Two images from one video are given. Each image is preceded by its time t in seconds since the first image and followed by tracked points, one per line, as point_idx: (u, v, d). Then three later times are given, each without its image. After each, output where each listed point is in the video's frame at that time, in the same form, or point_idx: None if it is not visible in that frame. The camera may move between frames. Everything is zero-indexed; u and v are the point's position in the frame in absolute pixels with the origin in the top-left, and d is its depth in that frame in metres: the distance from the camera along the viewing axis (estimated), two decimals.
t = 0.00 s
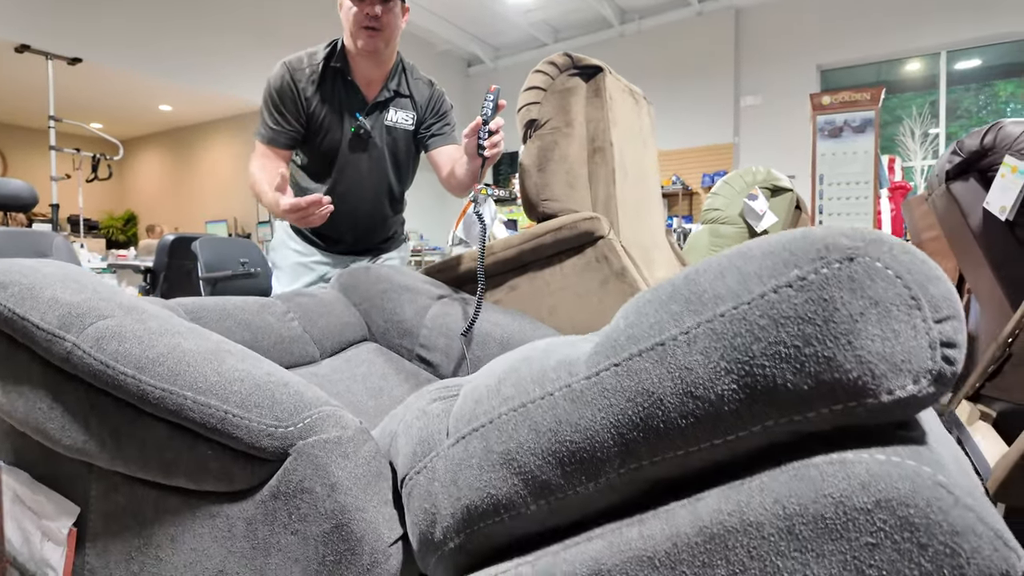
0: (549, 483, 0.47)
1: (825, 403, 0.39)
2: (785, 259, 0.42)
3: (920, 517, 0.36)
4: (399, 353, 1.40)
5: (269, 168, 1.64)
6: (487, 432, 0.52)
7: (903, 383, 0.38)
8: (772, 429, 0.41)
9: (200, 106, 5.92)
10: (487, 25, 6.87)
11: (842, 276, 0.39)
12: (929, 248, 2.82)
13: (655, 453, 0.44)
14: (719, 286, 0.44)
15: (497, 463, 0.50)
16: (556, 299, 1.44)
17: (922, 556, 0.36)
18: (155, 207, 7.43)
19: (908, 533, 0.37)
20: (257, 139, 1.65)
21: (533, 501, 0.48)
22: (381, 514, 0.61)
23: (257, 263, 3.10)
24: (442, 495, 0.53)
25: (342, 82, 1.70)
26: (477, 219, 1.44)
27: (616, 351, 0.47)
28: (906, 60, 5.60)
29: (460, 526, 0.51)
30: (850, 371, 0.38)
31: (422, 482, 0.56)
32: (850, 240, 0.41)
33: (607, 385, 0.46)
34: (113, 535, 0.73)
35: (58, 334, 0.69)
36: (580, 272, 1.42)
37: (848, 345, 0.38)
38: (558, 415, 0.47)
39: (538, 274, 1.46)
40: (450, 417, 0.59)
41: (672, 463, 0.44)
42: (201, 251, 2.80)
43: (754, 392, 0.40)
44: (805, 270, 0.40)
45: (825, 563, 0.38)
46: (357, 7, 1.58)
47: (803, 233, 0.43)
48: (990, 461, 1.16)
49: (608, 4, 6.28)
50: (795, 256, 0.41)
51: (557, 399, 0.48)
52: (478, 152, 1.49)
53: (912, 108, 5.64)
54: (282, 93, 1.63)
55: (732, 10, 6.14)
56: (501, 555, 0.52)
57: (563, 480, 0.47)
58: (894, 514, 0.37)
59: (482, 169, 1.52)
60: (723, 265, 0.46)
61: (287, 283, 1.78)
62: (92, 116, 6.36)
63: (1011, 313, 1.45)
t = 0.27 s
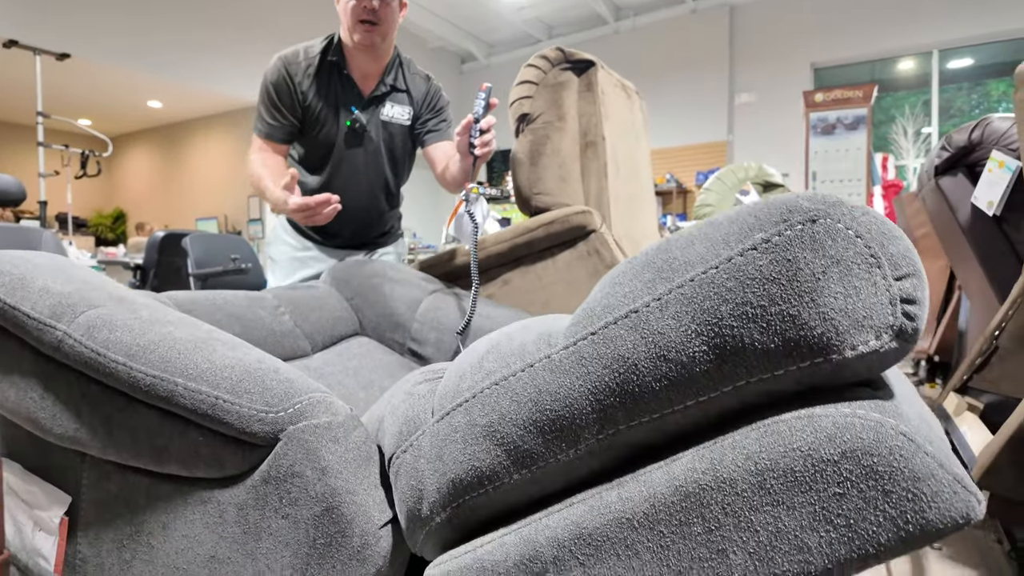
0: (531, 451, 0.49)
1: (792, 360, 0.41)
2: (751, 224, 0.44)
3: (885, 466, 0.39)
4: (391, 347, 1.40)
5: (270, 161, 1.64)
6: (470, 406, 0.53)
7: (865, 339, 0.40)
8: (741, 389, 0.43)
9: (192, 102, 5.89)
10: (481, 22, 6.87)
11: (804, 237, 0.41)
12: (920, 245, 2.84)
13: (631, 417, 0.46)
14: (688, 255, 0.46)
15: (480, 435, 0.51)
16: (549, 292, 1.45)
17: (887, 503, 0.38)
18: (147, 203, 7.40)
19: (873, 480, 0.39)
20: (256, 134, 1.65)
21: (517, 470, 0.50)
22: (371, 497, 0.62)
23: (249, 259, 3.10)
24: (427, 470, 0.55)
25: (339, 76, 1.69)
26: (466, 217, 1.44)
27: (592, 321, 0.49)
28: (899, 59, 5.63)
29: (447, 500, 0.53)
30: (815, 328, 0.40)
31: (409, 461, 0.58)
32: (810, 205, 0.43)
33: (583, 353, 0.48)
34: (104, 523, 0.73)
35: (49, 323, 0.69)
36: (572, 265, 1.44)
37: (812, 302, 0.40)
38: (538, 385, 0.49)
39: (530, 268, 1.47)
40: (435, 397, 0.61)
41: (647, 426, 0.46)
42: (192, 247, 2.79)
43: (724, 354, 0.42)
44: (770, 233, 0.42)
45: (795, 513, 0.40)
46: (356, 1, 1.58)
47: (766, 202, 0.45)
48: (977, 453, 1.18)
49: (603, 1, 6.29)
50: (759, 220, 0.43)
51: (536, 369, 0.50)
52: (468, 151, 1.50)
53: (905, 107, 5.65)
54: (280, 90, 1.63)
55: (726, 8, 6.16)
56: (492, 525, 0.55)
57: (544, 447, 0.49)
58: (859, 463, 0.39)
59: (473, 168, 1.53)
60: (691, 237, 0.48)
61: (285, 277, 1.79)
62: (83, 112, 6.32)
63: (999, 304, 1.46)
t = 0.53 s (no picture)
0: (514, 421, 0.51)
1: (761, 321, 0.42)
2: (720, 190, 0.44)
3: (853, 419, 0.40)
4: (384, 341, 1.40)
5: (273, 155, 1.62)
6: (454, 381, 0.55)
7: (833, 297, 0.40)
8: (713, 352, 0.44)
9: (186, 100, 5.87)
10: (477, 20, 6.87)
11: (770, 199, 0.41)
12: (913, 242, 2.87)
13: (608, 384, 0.47)
14: (662, 224, 0.47)
15: (464, 409, 0.53)
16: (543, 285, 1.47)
17: (855, 455, 0.40)
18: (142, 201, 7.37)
19: (841, 434, 0.40)
20: (256, 127, 1.64)
21: (501, 441, 0.52)
22: (361, 480, 0.63)
23: (244, 255, 3.09)
24: (415, 447, 0.57)
25: (339, 70, 1.69)
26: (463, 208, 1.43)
27: (569, 293, 0.50)
28: (893, 58, 5.66)
29: (434, 475, 0.55)
30: (781, 288, 0.41)
31: (395, 440, 0.60)
32: (777, 167, 0.43)
33: (560, 324, 0.49)
34: (97, 510, 0.74)
35: (41, 311, 0.69)
36: (565, 258, 1.47)
37: (779, 263, 0.41)
38: (518, 357, 0.51)
39: (524, 262, 1.48)
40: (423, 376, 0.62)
41: (624, 392, 0.47)
42: (186, 243, 2.79)
43: (695, 318, 0.43)
44: (737, 197, 0.43)
45: (768, 470, 0.41)
46: None
47: (735, 167, 0.46)
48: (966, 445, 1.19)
49: None
50: (728, 186, 0.44)
51: (517, 342, 0.52)
52: (467, 143, 1.50)
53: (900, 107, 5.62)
54: (280, 83, 1.63)
55: (721, 7, 6.17)
56: (482, 496, 0.57)
57: (525, 417, 0.51)
58: (828, 418, 0.40)
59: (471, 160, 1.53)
60: (664, 207, 0.49)
61: (284, 270, 1.81)
62: (77, 109, 6.29)
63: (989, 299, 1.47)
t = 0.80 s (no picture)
0: (504, 409, 0.51)
1: (746, 302, 0.42)
2: (702, 173, 0.45)
3: (839, 396, 0.41)
4: (382, 340, 1.40)
5: (272, 155, 1.61)
6: (444, 372, 0.55)
7: (816, 277, 0.41)
8: (700, 334, 0.45)
9: (183, 98, 5.85)
10: (475, 19, 6.87)
11: (753, 180, 0.42)
12: (910, 241, 2.88)
13: (598, 368, 0.47)
14: (646, 210, 0.47)
15: (454, 399, 0.53)
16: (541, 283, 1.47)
17: (842, 431, 0.40)
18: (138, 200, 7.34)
19: (828, 411, 0.41)
20: (256, 126, 1.64)
21: (491, 431, 0.52)
22: (357, 479, 0.63)
23: (241, 254, 3.08)
24: (407, 439, 0.57)
25: (339, 69, 1.68)
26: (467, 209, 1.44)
27: (556, 280, 0.50)
28: (891, 58, 5.68)
29: (426, 467, 0.55)
30: (765, 268, 0.41)
31: (389, 433, 0.60)
32: (759, 149, 0.43)
33: (548, 310, 0.49)
34: (92, 510, 0.73)
35: (35, 311, 0.69)
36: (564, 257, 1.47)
37: (763, 244, 0.41)
38: (507, 345, 0.51)
39: (522, 260, 1.48)
40: (415, 368, 0.62)
41: (614, 377, 0.47)
42: (183, 241, 2.78)
43: (683, 301, 0.43)
44: (721, 178, 0.43)
45: (756, 449, 0.42)
46: None
47: (715, 149, 0.46)
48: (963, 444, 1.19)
49: None
50: (709, 168, 0.44)
51: (506, 330, 0.52)
52: (469, 144, 1.50)
53: (897, 107, 5.74)
54: (280, 80, 1.62)
55: (720, 7, 6.18)
56: (474, 487, 0.57)
57: (516, 405, 0.50)
58: (814, 395, 0.41)
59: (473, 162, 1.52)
60: (646, 193, 0.49)
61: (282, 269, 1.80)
62: (73, 107, 6.27)
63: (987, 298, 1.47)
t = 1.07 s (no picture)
0: (499, 402, 0.51)
1: (738, 287, 0.42)
2: (690, 160, 0.45)
3: (833, 378, 0.40)
4: (381, 341, 1.39)
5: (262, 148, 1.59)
6: (438, 367, 0.55)
7: (808, 260, 0.41)
8: (692, 321, 0.45)
9: (183, 97, 5.84)
10: (475, 18, 6.86)
11: (742, 164, 0.42)
12: (911, 241, 2.87)
13: (591, 359, 0.48)
14: (637, 198, 0.47)
15: (449, 394, 0.54)
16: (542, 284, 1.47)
17: (837, 415, 0.40)
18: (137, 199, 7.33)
19: (822, 395, 0.41)
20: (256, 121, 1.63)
21: (485, 424, 0.53)
22: (355, 481, 0.63)
23: (240, 253, 3.07)
24: (403, 436, 0.57)
25: (337, 66, 1.68)
26: (467, 212, 1.44)
27: (549, 271, 0.51)
28: (892, 57, 5.67)
29: (421, 464, 0.56)
30: (755, 252, 0.41)
31: (382, 432, 0.61)
32: (748, 134, 0.43)
33: (541, 301, 0.49)
34: (87, 514, 0.72)
35: (30, 312, 0.68)
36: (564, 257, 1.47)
37: (752, 228, 0.41)
38: (500, 337, 0.51)
39: (522, 260, 1.47)
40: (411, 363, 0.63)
41: (607, 367, 0.48)
42: (182, 241, 2.78)
43: (673, 289, 0.44)
44: (709, 163, 0.43)
45: (751, 436, 0.42)
46: None
47: (702, 135, 0.46)
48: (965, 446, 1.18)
49: None
50: (699, 154, 0.44)
51: (499, 323, 0.52)
52: (468, 145, 1.49)
53: (898, 106, 5.73)
54: (280, 76, 1.62)
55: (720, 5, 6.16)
56: (472, 481, 0.58)
57: (510, 398, 0.51)
58: (809, 379, 0.41)
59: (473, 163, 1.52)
60: (635, 182, 0.49)
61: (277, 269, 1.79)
62: (72, 106, 6.26)
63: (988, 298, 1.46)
